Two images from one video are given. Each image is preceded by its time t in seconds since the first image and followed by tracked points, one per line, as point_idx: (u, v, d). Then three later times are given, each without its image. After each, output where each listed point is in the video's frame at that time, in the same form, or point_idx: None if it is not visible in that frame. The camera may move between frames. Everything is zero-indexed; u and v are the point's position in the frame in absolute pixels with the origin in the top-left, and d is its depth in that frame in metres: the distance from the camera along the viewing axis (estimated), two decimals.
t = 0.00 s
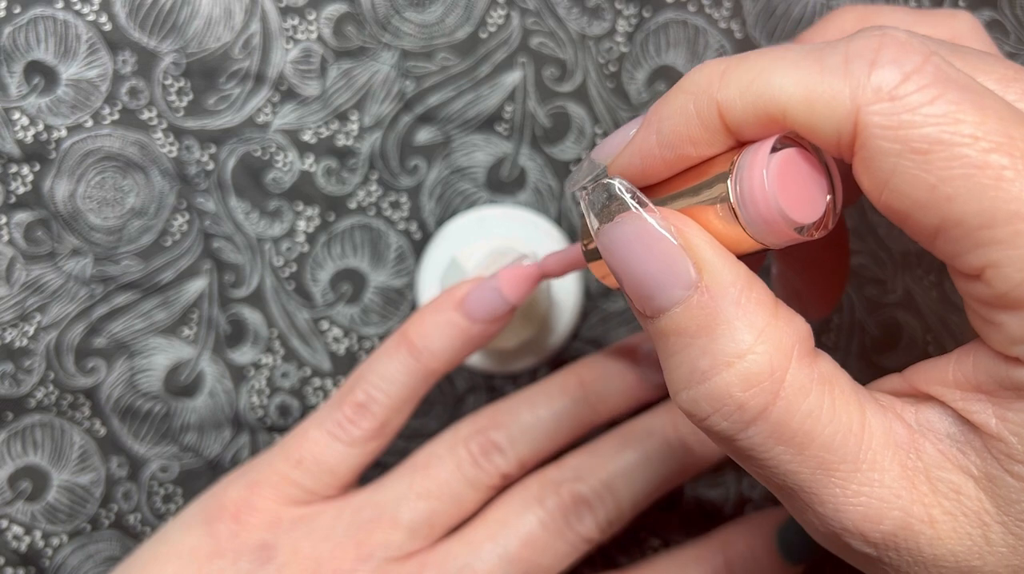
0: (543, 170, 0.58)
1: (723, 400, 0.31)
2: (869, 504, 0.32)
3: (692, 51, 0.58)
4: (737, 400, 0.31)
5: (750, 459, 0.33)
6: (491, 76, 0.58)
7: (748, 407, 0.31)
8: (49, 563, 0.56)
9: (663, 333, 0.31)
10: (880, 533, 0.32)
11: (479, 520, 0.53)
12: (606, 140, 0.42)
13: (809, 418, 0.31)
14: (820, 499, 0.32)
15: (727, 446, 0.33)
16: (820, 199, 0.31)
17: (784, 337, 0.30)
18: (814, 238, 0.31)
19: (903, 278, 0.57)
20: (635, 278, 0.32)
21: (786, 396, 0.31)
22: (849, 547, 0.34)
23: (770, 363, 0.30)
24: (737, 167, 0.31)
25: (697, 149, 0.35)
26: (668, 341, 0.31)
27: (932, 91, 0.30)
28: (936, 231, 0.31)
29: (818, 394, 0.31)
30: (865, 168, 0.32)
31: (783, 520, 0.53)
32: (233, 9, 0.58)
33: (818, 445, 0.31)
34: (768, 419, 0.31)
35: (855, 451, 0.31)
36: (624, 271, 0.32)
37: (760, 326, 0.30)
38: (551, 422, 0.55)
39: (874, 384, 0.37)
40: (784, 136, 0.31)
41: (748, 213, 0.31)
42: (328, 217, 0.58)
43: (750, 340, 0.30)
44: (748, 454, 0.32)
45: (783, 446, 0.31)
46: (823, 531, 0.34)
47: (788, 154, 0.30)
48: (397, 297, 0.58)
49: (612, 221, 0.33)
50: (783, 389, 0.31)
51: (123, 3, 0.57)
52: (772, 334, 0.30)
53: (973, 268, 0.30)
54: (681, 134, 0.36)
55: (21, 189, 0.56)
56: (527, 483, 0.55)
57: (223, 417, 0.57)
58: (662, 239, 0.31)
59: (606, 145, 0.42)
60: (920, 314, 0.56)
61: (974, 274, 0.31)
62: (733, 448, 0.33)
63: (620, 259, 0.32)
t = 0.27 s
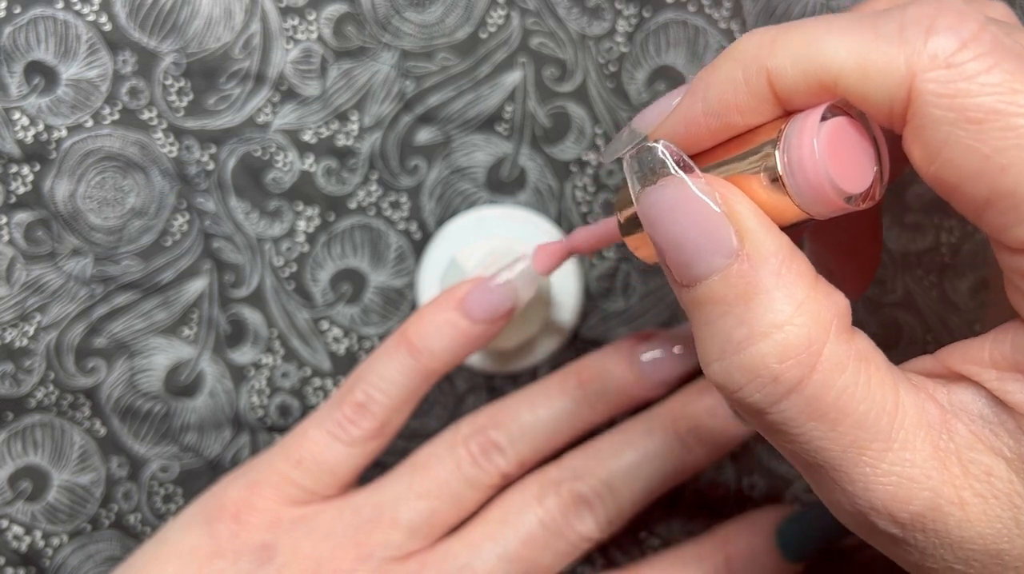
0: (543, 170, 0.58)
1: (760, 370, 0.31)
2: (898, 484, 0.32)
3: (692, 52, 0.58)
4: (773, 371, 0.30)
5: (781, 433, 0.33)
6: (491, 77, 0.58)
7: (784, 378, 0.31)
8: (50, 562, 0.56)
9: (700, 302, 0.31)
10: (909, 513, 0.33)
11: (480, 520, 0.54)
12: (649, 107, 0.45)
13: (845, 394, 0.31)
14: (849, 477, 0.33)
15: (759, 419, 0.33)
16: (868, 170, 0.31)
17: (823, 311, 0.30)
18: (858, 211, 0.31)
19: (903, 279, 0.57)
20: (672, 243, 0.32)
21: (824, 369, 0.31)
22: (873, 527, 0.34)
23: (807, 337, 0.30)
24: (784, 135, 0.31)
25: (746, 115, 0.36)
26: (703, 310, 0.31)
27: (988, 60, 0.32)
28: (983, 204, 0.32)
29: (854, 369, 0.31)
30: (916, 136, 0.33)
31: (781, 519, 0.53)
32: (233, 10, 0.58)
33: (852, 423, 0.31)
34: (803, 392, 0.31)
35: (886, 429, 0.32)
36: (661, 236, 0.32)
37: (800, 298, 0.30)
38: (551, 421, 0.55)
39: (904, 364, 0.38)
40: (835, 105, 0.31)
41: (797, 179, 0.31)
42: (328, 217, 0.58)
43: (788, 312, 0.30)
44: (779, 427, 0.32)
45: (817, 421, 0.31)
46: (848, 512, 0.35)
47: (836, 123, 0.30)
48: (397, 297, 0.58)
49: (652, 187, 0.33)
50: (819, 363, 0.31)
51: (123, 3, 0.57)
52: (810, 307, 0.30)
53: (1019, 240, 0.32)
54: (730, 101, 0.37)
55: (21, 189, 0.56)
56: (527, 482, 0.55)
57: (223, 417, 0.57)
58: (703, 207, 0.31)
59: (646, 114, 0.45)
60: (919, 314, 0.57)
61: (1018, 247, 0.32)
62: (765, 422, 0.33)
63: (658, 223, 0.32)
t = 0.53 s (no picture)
0: (543, 170, 0.58)
1: (878, 326, 0.28)
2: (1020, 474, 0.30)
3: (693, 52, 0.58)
4: (889, 323, 0.28)
5: (888, 416, 0.30)
6: (491, 78, 0.58)
7: (903, 330, 0.28)
8: (53, 561, 0.57)
9: (794, 268, 0.28)
10: None
11: (483, 517, 0.55)
12: None
13: (959, 354, 0.29)
14: (967, 463, 0.30)
15: (867, 396, 0.30)
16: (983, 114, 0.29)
17: (926, 263, 0.29)
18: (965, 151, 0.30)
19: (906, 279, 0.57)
20: (761, 204, 0.27)
21: (938, 324, 0.29)
22: (990, 530, 0.32)
23: (917, 289, 0.28)
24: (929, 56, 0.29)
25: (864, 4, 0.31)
26: (796, 277, 0.28)
27: None
28: None
29: (960, 327, 0.29)
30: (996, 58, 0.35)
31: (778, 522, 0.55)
32: (235, 11, 0.58)
33: (962, 398, 0.30)
34: (921, 351, 0.29)
35: (997, 409, 0.30)
36: (750, 197, 0.27)
37: (901, 248, 0.28)
38: (552, 420, 0.55)
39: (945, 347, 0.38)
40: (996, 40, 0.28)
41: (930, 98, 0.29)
42: (329, 218, 0.58)
43: (895, 263, 0.28)
44: (890, 402, 0.30)
45: (933, 393, 0.29)
46: (951, 523, 0.32)
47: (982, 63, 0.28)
48: (398, 298, 0.58)
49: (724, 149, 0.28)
50: (932, 316, 0.29)
51: (125, 4, 0.58)
52: (914, 260, 0.28)
53: None
54: None
55: (23, 190, 0.57)
56: (530, 480, 0.55)
57: (224, 416, 0.58)
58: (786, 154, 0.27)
59: None
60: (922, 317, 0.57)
61: None
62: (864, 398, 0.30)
63: (741, 192, 0.27)
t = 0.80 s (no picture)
0: (543, 170, 0.58)
1: (847, 286, 0.27)
2: (986, 440, 0.29)
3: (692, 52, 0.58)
4: (859, 287, 0.27)
5: (856, 381, 0.28)
6: (491, 78, 0.58)
7: (872, 292, 0.27)
8: (53, 561, 0.57)
9: (768, 225, 0.26)
10: (996, 471, 0.30)
11: (490, 520, 0.55)
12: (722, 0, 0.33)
13: (934, 319, 0.27)
14: (933, 428, 0.29)
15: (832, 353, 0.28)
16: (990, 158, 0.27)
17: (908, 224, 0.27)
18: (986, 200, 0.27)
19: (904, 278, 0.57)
20: (737, 154, 0.26)
21: (914, 283, 0.27)
22: (951, 494, 0.30)
23: (892, 250, 0.26)
24: (913, 110, 0.27)
25: None
26: (772, 234, 0.26)
27: None
28: None
29: (941, 294, 0.27)
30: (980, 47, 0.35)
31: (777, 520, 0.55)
32: (236, 11, 0.58)
33: (938, 355, 0.28)
34: (892, 313, 0.27)
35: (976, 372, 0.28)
36: (727, 139, 0.26)
37: (885, 208, 0.26)
38: (557, 424, 0.55)
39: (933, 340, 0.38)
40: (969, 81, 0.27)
41: (931, 161, 0.26)
42: (329, 218, 0.58)
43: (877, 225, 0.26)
44: (860, 365, 0.28)
45: (902, 353, 0.28)
46: (920, 486, 0.31)
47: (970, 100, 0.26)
48: (398, 298, 0.58)
49: (713, 88, 0.26)
50: (907, 280, 0.27)
51: (125, 4, 0.58)
52: (896, 219, 0.26)
53: None
54: None
55: (24, 190, 0.57)
56: (535, 482, 0.56)
57: (225, 416, 0.58)
58: (770, 101, 0.26)
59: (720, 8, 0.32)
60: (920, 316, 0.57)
61: None
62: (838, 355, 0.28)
63: (720, 133, 0.26)
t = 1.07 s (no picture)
0: (543, 171, 0.58)
1: (771, 330, 0.27)
2: (952, 454, 0.29)
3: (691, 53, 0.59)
4: (782, 327, 0.27)
5: (805, 416, 0.29)
6: (491, 78, 0.59)
7: (798, 327, 0.27)
8: (54, 560, 0.57)
9: (689, 285, 0.28)
10: (974, 476, 0.29)
11: (490, 520, 0.55)
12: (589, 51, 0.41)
13: (867, 344, 0.28)
14: (898, 456, 0.29)
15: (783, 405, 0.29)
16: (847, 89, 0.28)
17: (818, 263, 0.28)
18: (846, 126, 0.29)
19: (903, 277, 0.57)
20: (644, 233, 0.29)
21: (838, 312, 0.27)
22: (945, 510, 0.30)
23: (808, 289, 0.27)
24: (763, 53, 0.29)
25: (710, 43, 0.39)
26: (696, 292, 0.28)
27: None
28: (970, 76, 0.37)
29: (871, 328, 0.28)
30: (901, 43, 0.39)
31: (774, 517, 0.55)
32: (236, 12, 0.59)
33: (887, 389, 0.28)
34: (823, 344, 0.27)
35: (926, 389, 0.28)
36: (637, 229, 0.29)
37: (789, 253, 0.27)
38: (559, 423, 0.55)
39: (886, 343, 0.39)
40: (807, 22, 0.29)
41: (788, 98, 0.28)
42: (330, 218, 0.58)
43: (784, 277, 0.27)
44: (817, 403, 0.28)
45: (848, 383, 0.28)
46: (908, 511, 0.31)
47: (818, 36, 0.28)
48: (398, 298, 0.58)
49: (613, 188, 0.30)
50: (826, 314, 0.27)
51: (125, 4, 0.58)
52: (803, 263, 0.27)
53: (1003, 111, 0.37)
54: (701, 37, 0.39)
55: (24, 190, 0.57)
56: (536, 482, 0.55)
57: (225, 416, 0.58)
58: (666, 186, 0.28)
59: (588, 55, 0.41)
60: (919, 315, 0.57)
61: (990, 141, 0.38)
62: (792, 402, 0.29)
63: (635, 221, 0.29)
